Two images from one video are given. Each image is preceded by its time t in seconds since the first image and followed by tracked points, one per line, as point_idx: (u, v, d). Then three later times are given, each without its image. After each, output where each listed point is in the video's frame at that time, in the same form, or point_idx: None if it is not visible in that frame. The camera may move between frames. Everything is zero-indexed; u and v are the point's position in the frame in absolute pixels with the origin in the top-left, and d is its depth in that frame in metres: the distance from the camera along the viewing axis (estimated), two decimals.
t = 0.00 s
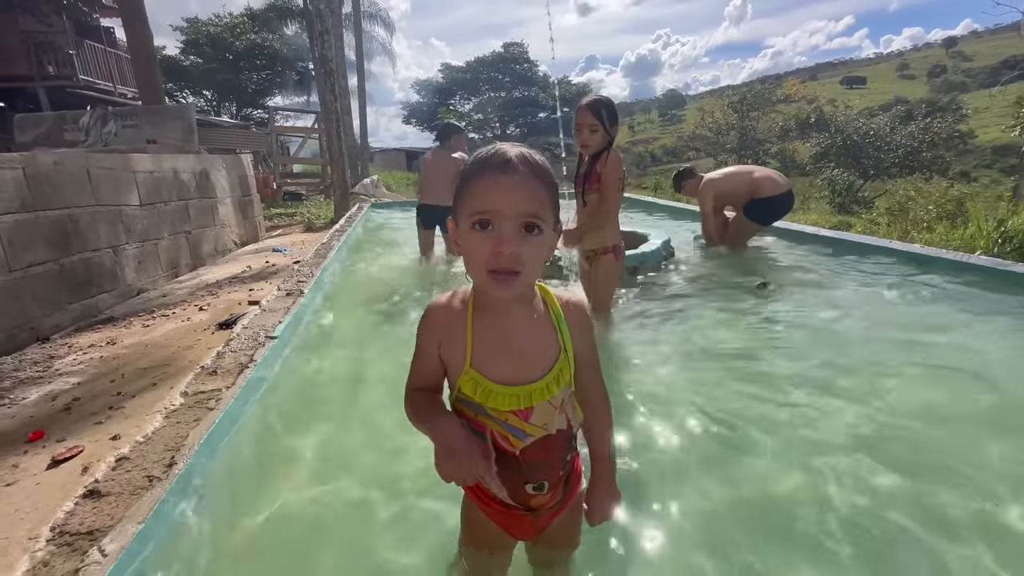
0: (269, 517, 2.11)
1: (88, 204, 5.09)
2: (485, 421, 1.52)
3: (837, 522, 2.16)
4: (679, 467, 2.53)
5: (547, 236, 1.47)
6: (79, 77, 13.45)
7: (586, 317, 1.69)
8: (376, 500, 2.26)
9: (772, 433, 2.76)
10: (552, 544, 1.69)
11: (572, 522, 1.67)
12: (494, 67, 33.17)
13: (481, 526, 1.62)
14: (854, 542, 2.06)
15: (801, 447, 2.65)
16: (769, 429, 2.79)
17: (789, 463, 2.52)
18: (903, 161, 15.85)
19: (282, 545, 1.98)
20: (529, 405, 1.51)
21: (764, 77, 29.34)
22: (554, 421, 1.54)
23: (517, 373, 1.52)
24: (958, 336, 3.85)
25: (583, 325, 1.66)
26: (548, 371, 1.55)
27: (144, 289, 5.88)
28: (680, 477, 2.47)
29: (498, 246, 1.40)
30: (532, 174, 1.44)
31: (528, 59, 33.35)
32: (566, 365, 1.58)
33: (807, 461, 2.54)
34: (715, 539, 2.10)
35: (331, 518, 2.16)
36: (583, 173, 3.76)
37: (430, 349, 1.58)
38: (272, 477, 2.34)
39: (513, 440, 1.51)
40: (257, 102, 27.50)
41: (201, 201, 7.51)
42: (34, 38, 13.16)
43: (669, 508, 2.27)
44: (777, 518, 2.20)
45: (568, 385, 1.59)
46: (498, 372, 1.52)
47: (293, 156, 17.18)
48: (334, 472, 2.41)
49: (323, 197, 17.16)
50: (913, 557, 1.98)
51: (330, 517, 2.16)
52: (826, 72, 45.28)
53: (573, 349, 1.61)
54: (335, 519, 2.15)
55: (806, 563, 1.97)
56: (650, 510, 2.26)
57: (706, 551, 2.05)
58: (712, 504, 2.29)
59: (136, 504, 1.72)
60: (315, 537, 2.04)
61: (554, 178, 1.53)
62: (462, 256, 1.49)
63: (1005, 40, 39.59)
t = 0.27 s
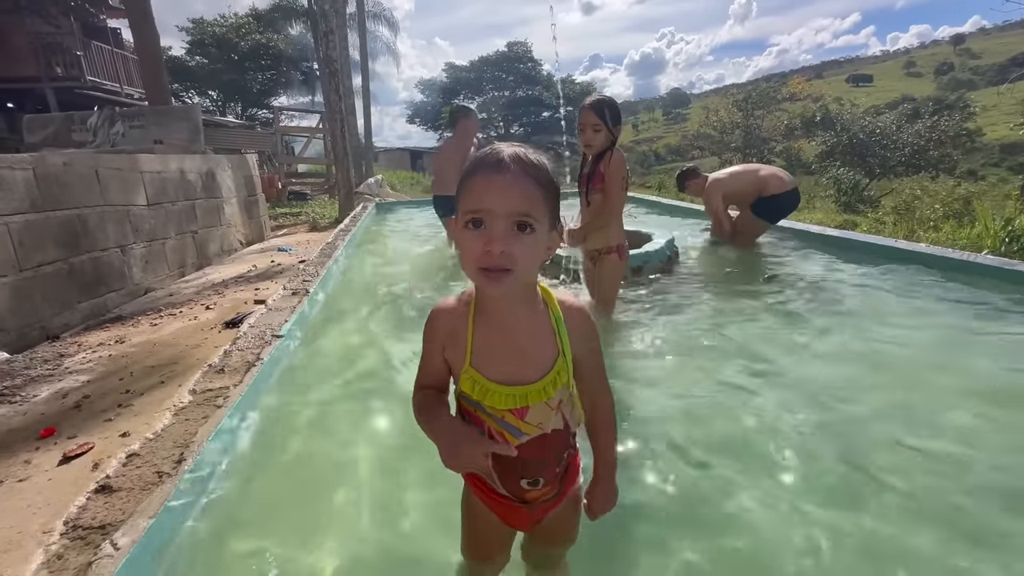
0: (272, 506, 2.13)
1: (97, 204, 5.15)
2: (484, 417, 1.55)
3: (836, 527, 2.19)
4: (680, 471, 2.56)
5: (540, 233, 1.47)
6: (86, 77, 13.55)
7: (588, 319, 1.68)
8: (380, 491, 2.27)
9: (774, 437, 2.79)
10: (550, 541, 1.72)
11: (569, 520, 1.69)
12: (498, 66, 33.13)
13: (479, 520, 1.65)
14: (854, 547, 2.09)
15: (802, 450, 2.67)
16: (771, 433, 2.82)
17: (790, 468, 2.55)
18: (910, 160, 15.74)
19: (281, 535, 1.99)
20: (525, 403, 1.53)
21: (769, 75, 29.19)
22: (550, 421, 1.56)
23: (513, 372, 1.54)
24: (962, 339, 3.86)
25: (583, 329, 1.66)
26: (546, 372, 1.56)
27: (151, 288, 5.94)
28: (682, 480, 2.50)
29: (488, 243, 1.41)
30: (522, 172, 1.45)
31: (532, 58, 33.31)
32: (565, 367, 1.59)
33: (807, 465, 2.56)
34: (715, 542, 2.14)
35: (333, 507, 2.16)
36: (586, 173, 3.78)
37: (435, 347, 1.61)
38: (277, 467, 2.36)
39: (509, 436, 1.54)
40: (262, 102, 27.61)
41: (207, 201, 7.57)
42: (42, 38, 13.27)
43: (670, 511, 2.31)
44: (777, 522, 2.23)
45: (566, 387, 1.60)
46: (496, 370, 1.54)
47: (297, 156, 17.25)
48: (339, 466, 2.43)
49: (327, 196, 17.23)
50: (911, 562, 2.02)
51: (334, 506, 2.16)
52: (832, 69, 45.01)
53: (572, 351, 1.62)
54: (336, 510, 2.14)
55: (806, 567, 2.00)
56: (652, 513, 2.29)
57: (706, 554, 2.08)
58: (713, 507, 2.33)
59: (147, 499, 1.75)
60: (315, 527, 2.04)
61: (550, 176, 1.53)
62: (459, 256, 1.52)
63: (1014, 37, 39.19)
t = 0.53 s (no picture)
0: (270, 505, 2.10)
1: (106, 202, 5.20)
2: (456, 400, 1.60)
3: (849, 514, 2.16)
4: (689, 459, 2.53)
5: (505, 233, 1.43)
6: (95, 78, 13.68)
7: (575, 320, 1.60)
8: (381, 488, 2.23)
9: (783, 427, 2.77)
10: (530, 540, 1.69)
11: (547, 522, 1.65)
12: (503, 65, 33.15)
13: (458, 500, 1.70)
14: (866, 535, 2.06)
15: (812, 440, 2.64)
16: (779, 424, 2.80)
17: (800, 456, 2.52)
18: (918, 158, 15.61)
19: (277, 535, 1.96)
20: (493, 393, 1.54)
21: (775, 73, 29.03)
22: (519, 415, 1.55)
23: (485, 362, 1.55)
24: (972, 334, 3.82)
25: (568, 330, 1.58)
26: (517, 365, 1.54)
27: (159, 285, 5.99)
28: (690, 467, 2.48)
29: (449, 252, 1.45)
30: (482, 173, 1.41)
31: (536, 57, 33.28)
32: (539, 363, 1.55)
33: (817, 454, 2.53)
34: (724, 528, 2.11)
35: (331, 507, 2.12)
36: (592, 170, 3.78)
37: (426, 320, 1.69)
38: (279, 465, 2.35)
39: (477, 423, 1.57)
40: (268, 102, 27.73)
41: (214, 199, 7.62)
42: (52, 40, 13.43)
43: (679, 497, 2.28)
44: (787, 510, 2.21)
45: (541, 383, 1.56)
46: (469, 356, 1.57)
47: (303, 155, 17.34)
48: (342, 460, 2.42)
49: (333, 195, 17.30)
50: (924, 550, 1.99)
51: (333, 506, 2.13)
52: (839, 67, 44.67)
53: (550, 348, 1.56)
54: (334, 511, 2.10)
55: (817, 555, 1.98)
56: (660, 500, 2.27)
57: (715, 540, 2.06)
58: (721, 494, 2.30)
59: (159, 489, 1.78)
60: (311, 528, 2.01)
61: (521, 167, 1.45)
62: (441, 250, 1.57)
63: None
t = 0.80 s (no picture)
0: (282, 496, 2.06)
1: (116, 200, 5.25)
2: (460, 388, 1.62)
3: (862, 508, 2.15)
4: (699, 452, 2.53)
5: (500, 253, 1.41)
6: (102, 78, 13.77)
7: (584, 320, 1.57)
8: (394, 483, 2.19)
9: (793, 421, 2.75)
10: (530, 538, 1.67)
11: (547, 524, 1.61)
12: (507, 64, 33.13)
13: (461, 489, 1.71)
14: (879, 528, 2.05)
15: (823, 434, 2.64)
16: (789, 418, 2.79)
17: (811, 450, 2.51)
18: (926, 156, 15.49)
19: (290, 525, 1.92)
20: (494, 384, 1.54)
21: (782, 71, 28.87)
22: (519, 410, 1.54)
23: (490, 353, 1.56)
24: (984, 331, 3.79)
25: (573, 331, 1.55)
26: (521, 359, 1.53)
27: (168, 283, 6.04)
28: (700, 460, 2.47)
29: (448, 279, 1.49)
30: (469, 200, 1.38)
31: (540, 55, 33.22)
32: (541, 359, 1.53)
33: (828, 448, 2.52)
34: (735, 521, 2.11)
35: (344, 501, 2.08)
36: (600, 169, 3.78)
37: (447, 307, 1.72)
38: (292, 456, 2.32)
39: (477, 413, 1.58)
40: (273, 101, 27.84)
41: (221, 197, 7.66)
42: (60, 40, 13.54)
43: (690, 489, 2.28)
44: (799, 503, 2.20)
45: (543, 380, 1.54)
46: (476, 347, 1.58)
47: (308, 155, 17.40)
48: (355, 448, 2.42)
49: (338, 194, 17.37)
50: (939, 544, 1.97)
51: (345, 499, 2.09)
52: (846, 65, 44.35)
53: (554, 346, 1.54)
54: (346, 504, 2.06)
55: (829, 548, 1.97)
56: (671, 494, 2.27)
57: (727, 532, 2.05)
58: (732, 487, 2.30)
59: (176, 483, 1.80)
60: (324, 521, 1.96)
61: (511, 184, 1.39)
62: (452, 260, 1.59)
63: None
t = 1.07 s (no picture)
0: (296, 494, 2.09)
1: (123, 197, 5.28)
2: (509, 374, 1.63)
3: (872, 500, 2.14)
4: (708, 446, 2.52)
5: (552, 248, 1.42)
6: (108, 76, 13.82)
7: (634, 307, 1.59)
8: (404, 481, 2.21)
9: (801, 417, 2.74)
10: (563, 523, 1.70)
11: (585, 509, 1.63)
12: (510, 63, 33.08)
13: (497, 470, 1.74)
14: (893, 522, 2.03)
15: (834, 430, 2.61)
16: (797, 413, 2.78)
17: (821, 445, 2.50)
18: (932, 155, 15.40)
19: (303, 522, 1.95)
20: (545, 371, 1.56)
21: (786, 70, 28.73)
22: (568, 397, 1.56)
23: (540, 341, 1.57)
24: (993, 327, 3.76)
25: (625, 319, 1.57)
26: (572, 348, 1.55)
27: (175, 280, 6.07)
28: (710, 455, 2.45)
29: (502, 279, 1.43)
30: (523, 199, 1.38)
31: (544, 54, 33.15)
32: (593, 347, 1.55)
33: (837, 442, 2.52)
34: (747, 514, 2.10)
35: (355, 499, 2.10)
36: (607, 165, 3.77)
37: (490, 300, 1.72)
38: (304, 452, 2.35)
39: (526, 398, 1.59)
40: (277, 100, 27.91)
41: (227, 195, 7.70)
42: (66, 39, 13.61)
43: (701, 482, 2.27)
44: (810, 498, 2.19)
45: (594, 367, 1.56)
46: (525, 334, 1.59)
47: (312, 153, 17.43)
48: (363, 446, 2.43)
49: (342, 192, 17.42)
50: (953, 538, 1.96)
51: (354, 498, 2.11)
52: (852, 63, 44.07)
53: (604, 334, 1.56)
54: (357, 502, 2.09)
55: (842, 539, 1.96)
56: (679, 484, 2.26)
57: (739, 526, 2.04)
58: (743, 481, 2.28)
59: (186, 474, 1.82)
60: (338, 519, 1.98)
61: (558, 177, 1.39)
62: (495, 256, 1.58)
63: None
